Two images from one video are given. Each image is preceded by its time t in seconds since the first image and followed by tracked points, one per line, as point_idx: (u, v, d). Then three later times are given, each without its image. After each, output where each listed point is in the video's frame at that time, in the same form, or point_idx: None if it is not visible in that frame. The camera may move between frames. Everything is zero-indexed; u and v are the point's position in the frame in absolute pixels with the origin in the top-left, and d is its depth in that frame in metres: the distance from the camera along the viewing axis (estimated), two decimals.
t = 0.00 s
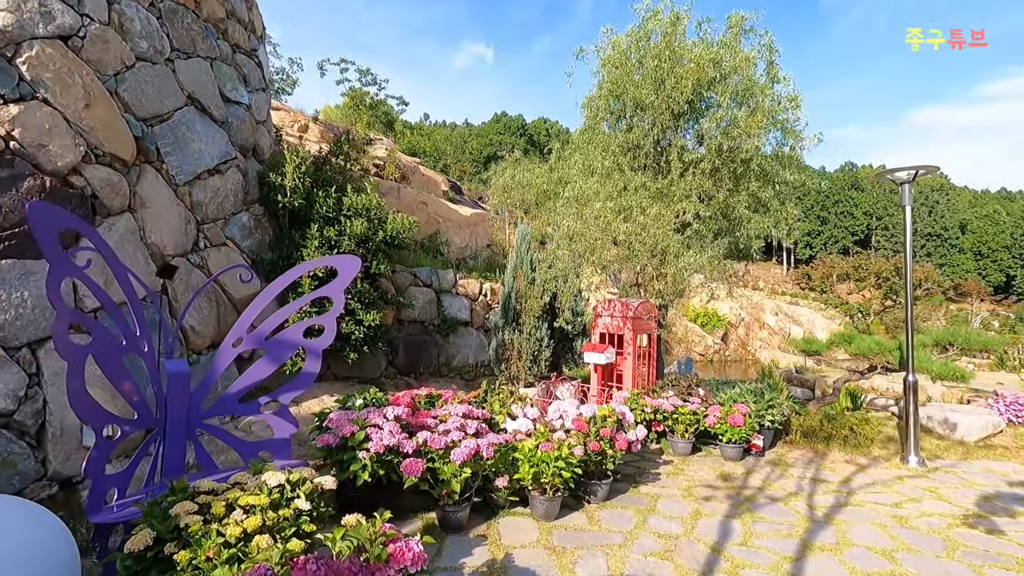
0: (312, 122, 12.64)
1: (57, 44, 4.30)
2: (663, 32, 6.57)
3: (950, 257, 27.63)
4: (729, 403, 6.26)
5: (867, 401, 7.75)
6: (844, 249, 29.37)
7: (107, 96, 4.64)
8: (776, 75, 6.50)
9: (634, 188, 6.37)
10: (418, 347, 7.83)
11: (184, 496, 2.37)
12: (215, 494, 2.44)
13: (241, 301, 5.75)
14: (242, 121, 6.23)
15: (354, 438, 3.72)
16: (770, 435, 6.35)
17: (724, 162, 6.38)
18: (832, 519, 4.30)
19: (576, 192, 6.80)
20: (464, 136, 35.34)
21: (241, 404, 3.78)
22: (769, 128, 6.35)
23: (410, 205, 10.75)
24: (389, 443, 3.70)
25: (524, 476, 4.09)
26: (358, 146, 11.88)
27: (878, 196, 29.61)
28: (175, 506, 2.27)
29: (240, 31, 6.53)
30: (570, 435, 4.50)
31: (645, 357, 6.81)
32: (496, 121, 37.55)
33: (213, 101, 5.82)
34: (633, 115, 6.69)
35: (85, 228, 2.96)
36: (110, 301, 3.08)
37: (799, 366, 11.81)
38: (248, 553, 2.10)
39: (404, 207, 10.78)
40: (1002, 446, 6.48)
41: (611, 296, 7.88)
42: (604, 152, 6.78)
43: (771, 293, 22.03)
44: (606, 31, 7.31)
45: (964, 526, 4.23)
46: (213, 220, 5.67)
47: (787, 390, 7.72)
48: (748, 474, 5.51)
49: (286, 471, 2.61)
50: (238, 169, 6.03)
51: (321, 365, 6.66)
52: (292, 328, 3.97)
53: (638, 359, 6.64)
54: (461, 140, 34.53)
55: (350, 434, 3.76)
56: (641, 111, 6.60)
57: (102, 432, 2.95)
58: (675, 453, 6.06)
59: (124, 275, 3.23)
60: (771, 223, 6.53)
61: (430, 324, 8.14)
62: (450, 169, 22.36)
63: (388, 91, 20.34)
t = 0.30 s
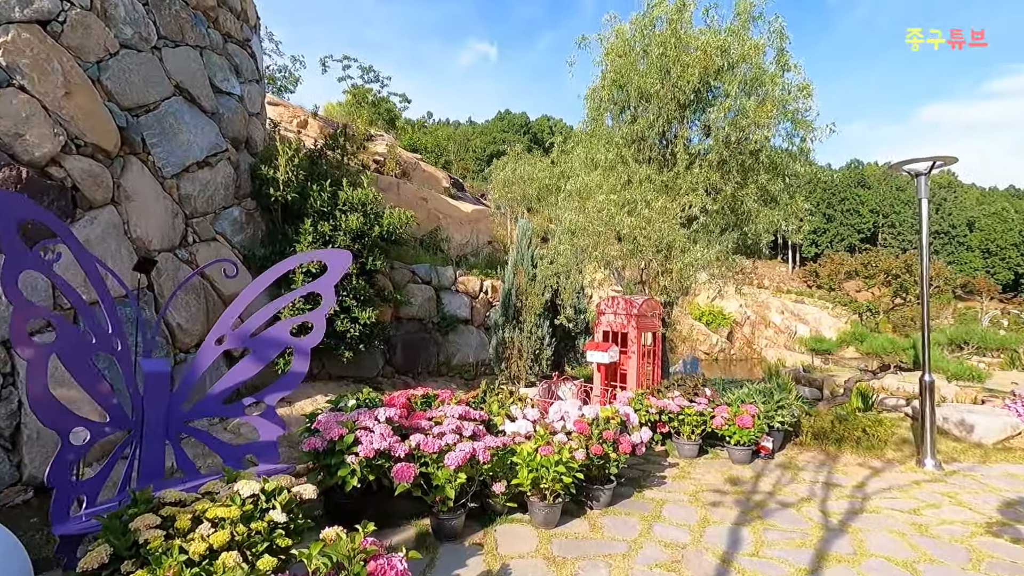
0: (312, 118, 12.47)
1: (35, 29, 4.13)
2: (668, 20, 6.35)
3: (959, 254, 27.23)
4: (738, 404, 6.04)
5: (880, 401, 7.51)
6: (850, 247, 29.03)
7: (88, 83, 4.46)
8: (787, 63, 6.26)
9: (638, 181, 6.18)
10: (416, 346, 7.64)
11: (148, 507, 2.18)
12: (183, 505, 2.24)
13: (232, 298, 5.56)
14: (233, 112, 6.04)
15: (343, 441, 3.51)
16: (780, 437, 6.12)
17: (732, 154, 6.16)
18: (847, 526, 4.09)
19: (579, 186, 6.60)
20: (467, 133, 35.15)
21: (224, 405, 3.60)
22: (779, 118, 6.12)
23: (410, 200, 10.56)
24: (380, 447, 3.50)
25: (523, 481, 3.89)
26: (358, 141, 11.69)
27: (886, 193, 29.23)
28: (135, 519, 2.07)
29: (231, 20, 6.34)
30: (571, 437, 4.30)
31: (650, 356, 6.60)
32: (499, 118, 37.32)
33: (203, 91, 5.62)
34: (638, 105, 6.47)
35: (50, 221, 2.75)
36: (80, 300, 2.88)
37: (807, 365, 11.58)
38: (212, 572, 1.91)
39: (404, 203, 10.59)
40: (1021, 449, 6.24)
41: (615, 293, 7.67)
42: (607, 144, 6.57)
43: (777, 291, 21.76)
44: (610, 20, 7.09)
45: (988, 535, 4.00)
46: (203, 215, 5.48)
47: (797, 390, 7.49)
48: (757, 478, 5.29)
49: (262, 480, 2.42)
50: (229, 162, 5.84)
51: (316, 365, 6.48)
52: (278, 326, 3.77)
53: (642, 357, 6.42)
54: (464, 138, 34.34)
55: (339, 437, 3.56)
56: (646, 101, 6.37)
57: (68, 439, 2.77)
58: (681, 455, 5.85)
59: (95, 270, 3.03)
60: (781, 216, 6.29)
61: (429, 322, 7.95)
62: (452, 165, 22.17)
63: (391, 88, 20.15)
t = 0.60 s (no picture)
0: (310, 114, 12.25)
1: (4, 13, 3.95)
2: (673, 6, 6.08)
3: (967, 253, 26.84)
4: (745, 408, 5.78)
5: (892, 404, 7.24)
6: (857, 245, 28.67)
7: (62, 71, 4.25)
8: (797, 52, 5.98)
9: (643, 176, 5.97)
10: (413, 346, 7.41)
11: (93, 531, 1.96)
12: (132, 527, 2.02)
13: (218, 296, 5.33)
14: (221, 104, 5.81)
15: (325, 449, 3.29)
16: (789, 442, 5.87)
17: (739, 147, 5.91)
18: (864, 540, 3.84)
19: (580, 180, 6.37)
20: (469, 131, 34.90)
21: (198, 411, 3.38)
22: (789, 109, 5.85)
23: (409, 197, 10.33)
24: (364, 457, 3.28)
25: (518, 491, 3.65)
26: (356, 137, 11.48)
27: (893, 190, 28.85)
28: (74, 546, 1.84)
29: (219, 8, 6.11)
30: (570, 444, 4.06)
31: (654, 356, 6.36)
32: (502, 116, 37.08)
33: (188, 81, 5.40)
34: (641, 96, 6.21)
35: None
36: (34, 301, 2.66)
37: (814, 366, 11.31)
38: None
39: (402, 200, 10.36)
40: None
41: (617, 292, 7.43)
42: (610, 137, 6.33)
43: (783, 290, 21.45)
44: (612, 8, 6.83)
45: (1015, 549, 3.75)
46: (187, 210, 5.26)
47: (806, 392, 7.23)
48: (767, 486, 5.04)
49: (222, 499, 2.19)
50: (216, 155, 5.62)
51: (308, 366, 6.26)
52: (257, 327, 3.54)
53: (646, 358, 6.18)
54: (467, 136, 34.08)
55: (321, 445, 3.34)
56: (650, 92, 6.12)
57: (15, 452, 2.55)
58: (686, 461, 5.60)
59: (53, 269, 2.80)
60: (791, 211, 6.04)
61: (426, 321, 7.72)
62: (454, 162, 21.92)
63: (391, 85, 19.92)
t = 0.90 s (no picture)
0: (307, 107, 12.03)
1: None
2: None
3: (974, 249, 26.51)
4: (753, 408, 5.58)
5: (904, 404, 7.03)
6: (862, 242, 28.36)
7: (37, 56, 4.07)
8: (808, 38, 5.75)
9: (646, 166, 5.75)
10: (410, 344, 7.23)
11: (39, 551, 1.77)
12: (83, 545, 1.83)
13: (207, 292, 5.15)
14: (209, 93, 5.62)
15: (310, 454, 3.10)
16: (798, 443, 5.67)
17: (747, 137, 5.69)
18: (881, 549, 3.64)
19: (582, 172, 6.15)
20: (471, 127, 34.62)
21: (174, 413, 3.19)
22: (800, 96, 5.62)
23: (407, 192, 10.12)
24: (351, 462, 3.09)
25: (515, 498, 3.43)
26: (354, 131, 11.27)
27: (899, 186, 28.52)
28: (14, 567, 1.65)
29: None
30: (571, 447, 3.85)
31: (657, 354, 6.16)
32: (504, 112, 36.82)
33: (174, 69, 5.20)
34: (645, 85, 5.99)
35: None
36: None
37: (821, 364, 11.08)
38: None
39: (400, 194, 10.16)
40: None
41: (620, 288, 7.23)
42: (612, 128, 6.11)
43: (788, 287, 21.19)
44: None
45: None
46: (173, 203, 5.07)
47: (815, 391, 7.01)
48: (776, 489, 4.83)
49: (186, 513, 2.00)
50: (204, 147, 5.42)
51: (301, 364, 6.08)
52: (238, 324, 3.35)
53: (649, 356, 5.98)
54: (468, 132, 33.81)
55: (307, 449, 3.15)
56: (655, 80, 5.90)
57: None
58: (691, 462, 5.41)
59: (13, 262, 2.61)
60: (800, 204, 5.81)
61: (424, 318, 7.54)
62: (455, 157, 21.69)
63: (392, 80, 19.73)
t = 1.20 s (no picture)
0: (304, 100, 11.80)
1: None
2: None
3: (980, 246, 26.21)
4: (763, 407, 5.35)
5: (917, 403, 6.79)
6: (866, 238, 28.08)
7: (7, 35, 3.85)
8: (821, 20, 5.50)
9: (652, 155, 5.50)
10: (407, 341, 7.01)
11: None
12: (18, 568, 1.61)
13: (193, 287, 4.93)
14: (196, 79, 5.39)
15: (292, 459, 2.88)
16: (810, 444, 5.44)
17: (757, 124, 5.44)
18: (905, 559, 3.42)
19: (585, 162, 5.91)
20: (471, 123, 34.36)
21: (147, 414, 2.97)
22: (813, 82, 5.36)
23: (405, 185, 9.89)
24: (337, 467, 2.86)
25: (514, 505, 3.21)
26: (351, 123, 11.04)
27: (904, 182, 28.21)
28: None
29: None
30: (573, 450, 3.63)
31: (663, 351, 5.93)
32: (506, 108, 36.54)
33: (157, 52, 4.98)
34: (650, 71, 5.75)
35: None
36: None
37: (828, 361, 10.82)
38: None
39: (398, 188, 9.93)
40: None
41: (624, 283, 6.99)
42: (616, 115, 5.88)
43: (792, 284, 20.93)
44: None
45: None
46: (157, 192, 4.85)
47: (825, 389, 6.78)
48: (788, 493, 4.60)
49: (141, 530, 1.77)
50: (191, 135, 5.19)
51: (293, 362, 5.86)
52: (218, 319, 3.13)
53: (654, 353, 5.75)
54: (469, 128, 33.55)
55: (289, 453, 2.93)
56: (661, 65, 5.66)
57: None
58: (699, 464, 5.18)
59: None
60: (813, 195, 5.56)
61: (421, 314, 7.32)
62: (454, 152, 21.39)
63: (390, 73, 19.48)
